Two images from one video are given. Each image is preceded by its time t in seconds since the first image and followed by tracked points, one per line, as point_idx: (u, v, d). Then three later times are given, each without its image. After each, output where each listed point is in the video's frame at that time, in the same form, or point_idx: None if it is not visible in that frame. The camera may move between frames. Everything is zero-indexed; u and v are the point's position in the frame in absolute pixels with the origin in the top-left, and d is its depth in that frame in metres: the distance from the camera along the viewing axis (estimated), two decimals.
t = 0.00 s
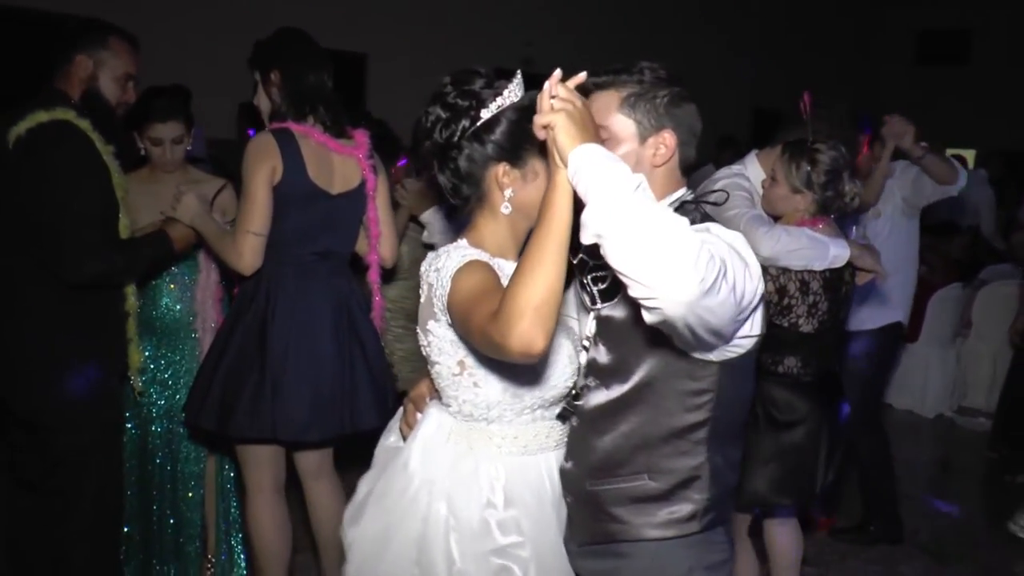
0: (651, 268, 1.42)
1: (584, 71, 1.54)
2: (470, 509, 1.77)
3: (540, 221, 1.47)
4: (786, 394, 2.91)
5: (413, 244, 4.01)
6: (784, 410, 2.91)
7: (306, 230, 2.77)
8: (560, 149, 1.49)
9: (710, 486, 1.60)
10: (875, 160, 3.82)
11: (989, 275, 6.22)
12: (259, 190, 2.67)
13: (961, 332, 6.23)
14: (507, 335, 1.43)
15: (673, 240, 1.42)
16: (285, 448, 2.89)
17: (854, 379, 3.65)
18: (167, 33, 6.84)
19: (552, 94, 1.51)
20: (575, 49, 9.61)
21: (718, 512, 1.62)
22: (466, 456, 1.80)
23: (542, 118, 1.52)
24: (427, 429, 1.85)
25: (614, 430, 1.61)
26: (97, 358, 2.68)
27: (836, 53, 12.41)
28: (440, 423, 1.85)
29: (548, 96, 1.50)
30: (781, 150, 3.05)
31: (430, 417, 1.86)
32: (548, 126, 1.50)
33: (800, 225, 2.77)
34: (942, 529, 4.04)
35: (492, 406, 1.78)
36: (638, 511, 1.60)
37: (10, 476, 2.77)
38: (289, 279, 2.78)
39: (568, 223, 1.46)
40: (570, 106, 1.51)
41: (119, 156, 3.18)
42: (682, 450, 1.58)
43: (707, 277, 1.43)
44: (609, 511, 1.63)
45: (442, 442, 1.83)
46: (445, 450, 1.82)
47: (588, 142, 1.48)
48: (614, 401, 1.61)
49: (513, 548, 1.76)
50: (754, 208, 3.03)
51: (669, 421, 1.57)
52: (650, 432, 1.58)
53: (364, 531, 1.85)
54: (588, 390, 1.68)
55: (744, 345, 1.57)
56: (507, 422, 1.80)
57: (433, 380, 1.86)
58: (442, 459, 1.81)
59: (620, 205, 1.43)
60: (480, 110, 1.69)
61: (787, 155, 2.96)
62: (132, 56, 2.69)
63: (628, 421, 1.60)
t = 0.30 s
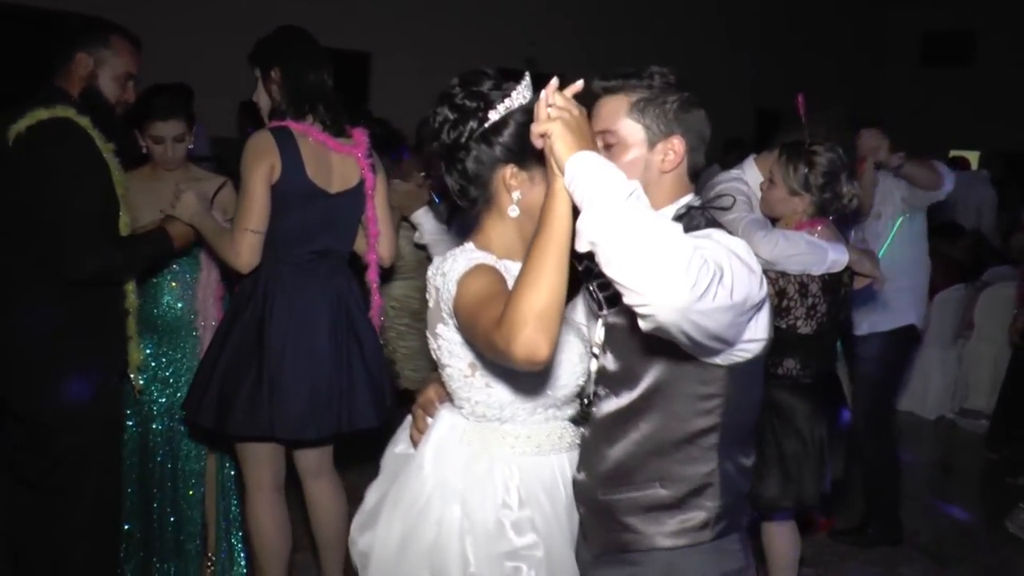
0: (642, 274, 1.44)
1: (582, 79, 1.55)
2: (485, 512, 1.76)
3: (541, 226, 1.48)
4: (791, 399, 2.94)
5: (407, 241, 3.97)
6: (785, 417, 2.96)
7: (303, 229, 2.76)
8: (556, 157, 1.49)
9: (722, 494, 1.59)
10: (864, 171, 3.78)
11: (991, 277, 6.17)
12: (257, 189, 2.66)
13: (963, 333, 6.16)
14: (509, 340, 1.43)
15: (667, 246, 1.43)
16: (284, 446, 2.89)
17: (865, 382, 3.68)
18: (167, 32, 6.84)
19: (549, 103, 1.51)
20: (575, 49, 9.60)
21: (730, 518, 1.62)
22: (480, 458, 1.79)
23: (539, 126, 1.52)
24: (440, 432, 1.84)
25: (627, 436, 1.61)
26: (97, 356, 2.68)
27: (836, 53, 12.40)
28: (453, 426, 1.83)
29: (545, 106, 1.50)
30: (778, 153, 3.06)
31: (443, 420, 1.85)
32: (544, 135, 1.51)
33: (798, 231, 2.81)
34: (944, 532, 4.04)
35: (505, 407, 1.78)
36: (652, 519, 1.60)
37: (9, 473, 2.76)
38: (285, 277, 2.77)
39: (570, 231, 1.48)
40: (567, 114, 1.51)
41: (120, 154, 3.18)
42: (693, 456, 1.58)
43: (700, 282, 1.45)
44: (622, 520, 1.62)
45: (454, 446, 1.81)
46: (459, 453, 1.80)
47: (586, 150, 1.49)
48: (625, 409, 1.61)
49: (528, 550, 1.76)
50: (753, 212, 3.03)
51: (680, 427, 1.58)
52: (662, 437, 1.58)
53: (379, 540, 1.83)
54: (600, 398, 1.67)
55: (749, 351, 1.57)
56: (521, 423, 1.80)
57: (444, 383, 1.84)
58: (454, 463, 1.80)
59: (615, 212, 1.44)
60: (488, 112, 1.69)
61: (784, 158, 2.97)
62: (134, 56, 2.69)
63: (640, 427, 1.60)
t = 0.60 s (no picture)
0: (638, 288, 1.43)
1: (580, 94, 1.56)
2: (497, 525, 1.76)
3: (545, 242, 1.49)
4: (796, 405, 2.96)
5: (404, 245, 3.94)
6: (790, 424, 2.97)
7: (302, 232, 2.75)
8: (555, 172, 1.51)
9: (729, 508, 1.60)
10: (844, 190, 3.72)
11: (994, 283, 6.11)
12: (257, 192, 2.66)
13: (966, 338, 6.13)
14: (520, 357, 1.44)
15: (665, 260, 1.43)
16: (285, 450, 2.89)
17: (877, 390, 3.69)
18: (169, 33, 6.85)
19: (547, 118, 1.52)
20: (577, 51, 9.59)
21: (739, 530, 1.62)
22: (490, 468, 1.79)
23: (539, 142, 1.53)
24: (451, 442, 1.83)
25: (635, 449, 1.61)
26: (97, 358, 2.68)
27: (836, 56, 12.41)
28: (463, 435, 1.83)
29: (544, 121, 1.52)
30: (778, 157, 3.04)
31: (454, 429, 1.85)
32: (543, 149, 1.51)
33: (800, 238, 2.80)
34: (946, 539, 4.04)
35: (515, 417, 1.78)
36: (661, 534, 1.59)
37: (10, 474, 2.75)
38: (285, 281, 2.76)
39: (571, 248, 1.48)
40: (566, 129, 1.52)
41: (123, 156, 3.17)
42: (703, 469, 1.58)
43: (695, 294, 1.44)
44: (630, 535, 1.62)
45: (464, 455, 1.81)
46: (469, 463, 1.80)
47: (583, 164, 1.49)
48: (635, 422, 1.61)
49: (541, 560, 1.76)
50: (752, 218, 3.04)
51: (690, 440, 1.57)
52: (672, 449, 1.58)
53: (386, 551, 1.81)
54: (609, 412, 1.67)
55: (754, 365, 1.57)
56: (531, 433, 1.80)
57: (455, 393, 1.85)
58: (464, 474, 1.80)
59: (613, 225, 1.44)
60: (497, 121, 1.69)
61: (783, 163, 2.95)
62: (136, 58, 2.69)
63: (650, 440, 1.59)
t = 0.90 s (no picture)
0: (635, 306, 1.44)
1: (578, 110, 1.56)
2: (504, 536, 1.75)
3: (551, 259, 1.50)
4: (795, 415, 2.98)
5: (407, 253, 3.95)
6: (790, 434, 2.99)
7: (300, 237, 2.75)
8: (555, 188, 1.51)
9: (733, 518, 1.60)
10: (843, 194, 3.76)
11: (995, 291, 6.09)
12: (255, 199, 2.66)
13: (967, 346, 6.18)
14: (533, 376, 1.45)
15: (664, 277, 1.44)
16: (284, 455, 2.89)
17: (882, 399, 3.69)
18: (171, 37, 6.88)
19: (545, 136, 1.52)
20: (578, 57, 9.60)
21: (742, 541, 1.62)
22: (497, 478, 1.79)
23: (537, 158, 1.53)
24: (457, 452, 1.84)
25: (638, 462, 1.61)
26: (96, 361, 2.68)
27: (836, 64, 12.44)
28: (469, 445, 1.84)
29: (541, 139, 1.52)
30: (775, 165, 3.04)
31: (461, 438, 1.86)
32: (543, 167, 1.51)
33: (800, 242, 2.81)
34: (948, 548, 4.03)
35: (523, 427, 1.79)
36: (663, 545, 1.60)
37: (8, 477, 2.75)
38: (284, 289, 2.76)
39: (572, 264, 1.48)
40: (564, 145, 1.52)
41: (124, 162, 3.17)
42: (708, 481, 1.58)
43: (691, 310, 1.44)
44: (633, 546, 1.62)
45: (472, 465, 1.82)
46: (475, 474, 1.80)
47: (583, 179, 1.49)
48: (638, 434, 1.61)
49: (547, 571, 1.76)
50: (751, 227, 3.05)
51: (696, 451, 1.57)
52: (677, 461, 1.58)
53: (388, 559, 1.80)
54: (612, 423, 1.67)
55: (757, 379, 1.58)
56: (538, 442, 1.80)
57: (462, 403, 1.86)
58: (471, 484, 1.80)
59: (610, 241, 1.44)
60: (504, 134, 1.69)
61: (781, 171, 2.95)
62: (134, 61, 2.68)
63: (655, 454, 1.59)
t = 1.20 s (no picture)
0: (630, 321, 1.44)
1: (577, 119, 1.57)
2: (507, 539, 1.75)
3: (556, 273, 1.52)
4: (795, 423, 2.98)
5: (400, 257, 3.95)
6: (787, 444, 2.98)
7: (296, 242, 2.74)
8: (555, 201, 1.51)
9: (733, 522, 1.59)
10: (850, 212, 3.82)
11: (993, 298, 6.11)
12: (251, 205, 2.65)
13: (964, 353, 6.20)
14: (548, 389, 1.46)
15: (661, 290, 1.44)
16: (280, 458, 2.88)
17: (880, 406, 3.70)
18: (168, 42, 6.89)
19: (544, 146, 1.52)
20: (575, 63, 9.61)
21: (741, 545, 1.62)
22: (501, 482, 1.79)
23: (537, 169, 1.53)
24: (462, 458, 1.85)
25: (639, 468, 1.61)
26: (90, 366, 2.67)
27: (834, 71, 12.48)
28: (473, 451, 1.85)
29: (540, 149, 1.52)
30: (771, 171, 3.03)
31: (466, 444, 1.86)
32: (542, 178, 1.51)
33: (797, 245, 2.82)
34: (945, 554, 4.03)
35: (527, 433, 1.79)
36: (662, 549, 1.60)
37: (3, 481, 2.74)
38: (278, 294, 2.74)
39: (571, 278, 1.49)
40: (563, 156, 1.52)
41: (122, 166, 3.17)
42: (709, 486, 1.58)
43: (686, 325, 1.44)
44: (632, 549, 1.63)
45: (477, 469, 1.82)
46: (478, 478, 1.81)
47: (583, 190, 1.49)
48: (639, 440, 1.61)
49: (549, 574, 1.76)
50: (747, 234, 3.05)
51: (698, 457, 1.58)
52: (680, 467, 1.58)
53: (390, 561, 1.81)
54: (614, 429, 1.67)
55: (753, 390, 1.58)
56: (543, 447, 1.81)
57: (467, 410, 1.87)
58: (475, 489, 1.80)
59: (608, 256, 1.44)
60: (508, 142, 1.68)
61: (775, 178, 2.95)
62: (130, 66, 2.68)
63: (659, 462, 1.59)
